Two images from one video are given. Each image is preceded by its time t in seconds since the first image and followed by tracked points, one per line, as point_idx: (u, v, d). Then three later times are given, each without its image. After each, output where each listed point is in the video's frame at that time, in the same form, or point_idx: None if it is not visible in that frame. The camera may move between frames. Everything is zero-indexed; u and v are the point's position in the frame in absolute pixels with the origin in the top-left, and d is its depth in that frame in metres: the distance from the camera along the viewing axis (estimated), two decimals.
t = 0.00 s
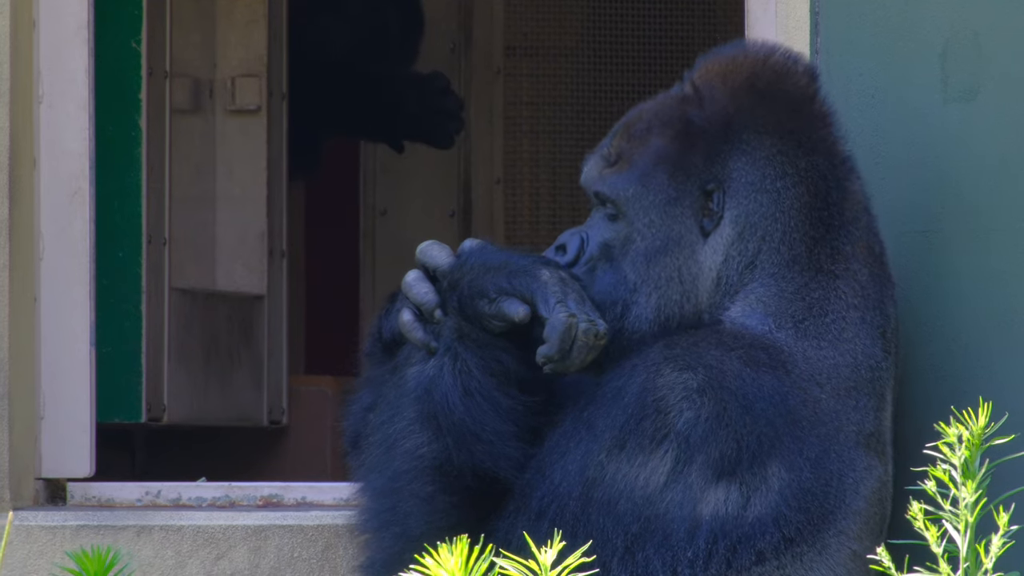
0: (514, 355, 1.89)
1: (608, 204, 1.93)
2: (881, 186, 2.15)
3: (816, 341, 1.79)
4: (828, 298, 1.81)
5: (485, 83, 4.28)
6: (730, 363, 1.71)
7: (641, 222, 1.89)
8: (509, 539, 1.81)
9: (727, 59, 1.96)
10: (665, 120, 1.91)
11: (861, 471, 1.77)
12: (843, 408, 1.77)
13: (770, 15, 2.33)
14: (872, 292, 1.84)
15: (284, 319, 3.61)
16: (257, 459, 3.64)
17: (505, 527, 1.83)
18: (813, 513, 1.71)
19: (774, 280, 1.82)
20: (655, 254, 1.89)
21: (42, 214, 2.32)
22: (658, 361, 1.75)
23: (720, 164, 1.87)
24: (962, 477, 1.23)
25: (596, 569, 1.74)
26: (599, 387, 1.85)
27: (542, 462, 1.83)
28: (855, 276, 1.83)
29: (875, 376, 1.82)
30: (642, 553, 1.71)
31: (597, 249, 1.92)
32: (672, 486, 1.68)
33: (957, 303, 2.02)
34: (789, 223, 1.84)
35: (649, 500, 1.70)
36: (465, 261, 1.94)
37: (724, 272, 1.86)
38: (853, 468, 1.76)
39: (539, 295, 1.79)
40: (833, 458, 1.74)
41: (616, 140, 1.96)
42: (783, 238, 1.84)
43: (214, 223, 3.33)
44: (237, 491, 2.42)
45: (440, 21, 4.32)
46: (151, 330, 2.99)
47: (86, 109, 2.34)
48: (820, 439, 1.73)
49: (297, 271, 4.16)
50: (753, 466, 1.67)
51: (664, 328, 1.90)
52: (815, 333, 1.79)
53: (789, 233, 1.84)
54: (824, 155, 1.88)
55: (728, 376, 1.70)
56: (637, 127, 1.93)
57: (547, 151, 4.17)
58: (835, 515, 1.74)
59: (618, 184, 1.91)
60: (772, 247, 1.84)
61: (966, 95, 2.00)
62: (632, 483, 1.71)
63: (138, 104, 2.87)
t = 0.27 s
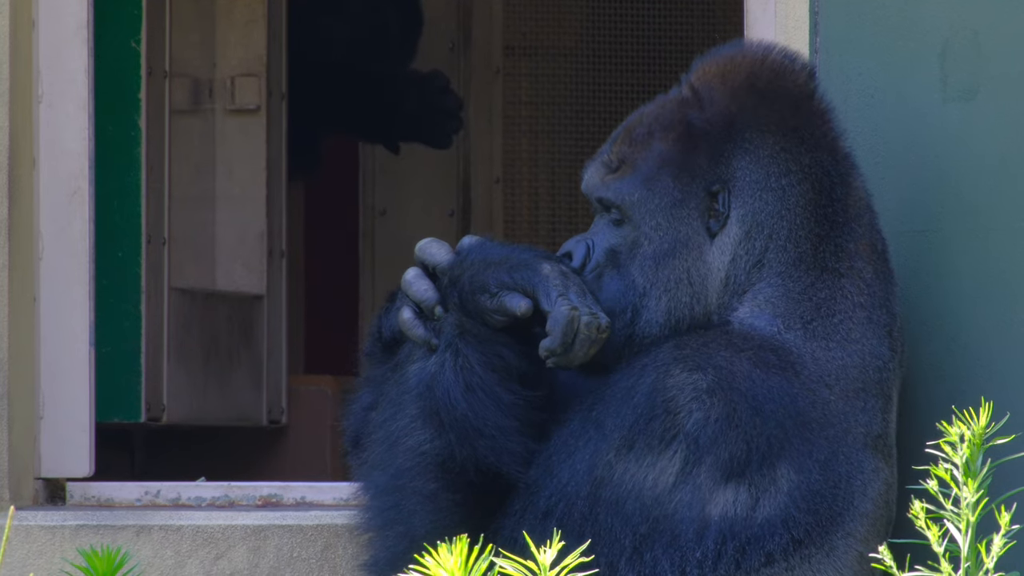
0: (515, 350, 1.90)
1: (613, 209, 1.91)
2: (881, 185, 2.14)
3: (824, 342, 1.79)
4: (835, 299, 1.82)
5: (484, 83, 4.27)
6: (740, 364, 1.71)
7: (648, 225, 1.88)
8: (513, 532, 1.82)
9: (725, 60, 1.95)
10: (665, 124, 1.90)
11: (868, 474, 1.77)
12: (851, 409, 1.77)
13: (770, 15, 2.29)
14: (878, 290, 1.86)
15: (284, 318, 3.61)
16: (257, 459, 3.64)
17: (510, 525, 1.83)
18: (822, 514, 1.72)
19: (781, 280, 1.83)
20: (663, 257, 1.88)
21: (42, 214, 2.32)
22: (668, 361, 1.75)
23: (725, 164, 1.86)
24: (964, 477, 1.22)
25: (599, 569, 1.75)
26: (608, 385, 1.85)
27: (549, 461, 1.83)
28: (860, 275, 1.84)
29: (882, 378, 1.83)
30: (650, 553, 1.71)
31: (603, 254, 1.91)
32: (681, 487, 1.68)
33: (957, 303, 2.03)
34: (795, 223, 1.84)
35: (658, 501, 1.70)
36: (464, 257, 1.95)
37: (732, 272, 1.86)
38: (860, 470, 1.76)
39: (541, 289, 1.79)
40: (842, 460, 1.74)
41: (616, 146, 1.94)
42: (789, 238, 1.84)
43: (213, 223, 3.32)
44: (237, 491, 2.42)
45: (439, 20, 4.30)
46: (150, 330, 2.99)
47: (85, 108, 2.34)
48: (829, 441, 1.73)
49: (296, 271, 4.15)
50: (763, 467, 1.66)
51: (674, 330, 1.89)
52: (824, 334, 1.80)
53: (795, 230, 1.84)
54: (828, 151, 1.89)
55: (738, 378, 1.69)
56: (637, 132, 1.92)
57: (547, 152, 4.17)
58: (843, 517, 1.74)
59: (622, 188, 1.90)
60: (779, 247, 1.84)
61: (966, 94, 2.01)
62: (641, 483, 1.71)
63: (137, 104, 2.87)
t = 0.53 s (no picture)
0: (511, 350, 1.90)
1: (610, 208, 1.92)
2: (880, 185, 2.13)
3: (823, 341, 1.79)
4: (833, 298, 1.81)
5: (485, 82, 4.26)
6: (739, 364, 1.71)
7: (643, 222, 1.88)
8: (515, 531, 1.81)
9: (724, 57, 1.96)
10: (662, 122, 1.90)
11: (867, 472, 1.77)
12: (849, 408, 1.77)
13: (770, 14, 2.29)
14: (876, 290, 1.85)
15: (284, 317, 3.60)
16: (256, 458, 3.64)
17: (509, 525, 1.82)
18: (820, 514, 1.72)
19: (778, 279, 1.82)
20: (658, 254, 1.88)
21: (42, 213, 2.32)
22: (666, 361, 1.75)
23: (720, 161, 1.87)
24: (960, 478, 1.22)
25: (599, 569, 1.74)
26: (607, 385, 1.85)
27: (548, 460, 1.83)
28: (858, 275, 1.84)
29: (881, 377, 1.83)
30: (649, 553, 1.71)
31: (600, 253, 1.91)
32: (680, 487, 1.68)
33: (956, 303, 2.03)
34: (791, 222, 1.84)
35: (656, 500, 1.70)
36: (462, 257, 1.95)
37: (727, 271, 1.86)
38: (859, 469, 1.76)
39: (538, 289, 1.79)
40: (841, 459, 1.74)
41: (614, 144, 1.95)
42: (786, 236, 1.84)
43: (213, 222, 3.33)
44: (237, 490, 2.42)
45: (439, 20, 4.28)
46: (150, 329, 2.98)
47: (85, 108, 2.34)
48: (827, 440, 1.73)
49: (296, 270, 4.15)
50: (761, 467, 1.67)
51: (669, 330, 1.89)
52: (822, 333, 1.80)
53: (791, 229, 1.84)
54: (824, 149, 1.89)
55: (737, 376, 1.69)
56: (634, 130, 1.93)
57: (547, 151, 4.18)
58: (842, 516, 1.74)
59: (618, 186, 1.90)
60: (775, 247, 1.84)
61: (965, 94, 2.02)
62: (640, 483, 1.71)
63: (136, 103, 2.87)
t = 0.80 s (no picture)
0: (523, 354, 1.86)
1: (610, 188, 1.94)
2: (878, 184, 2.10)
3: (817, 342, 1.79)
4: (829, 299, 1.81)
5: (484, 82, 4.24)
6: (733, 364, 1.71)
7: (642, 208, 1.90)
8: (513, 530, 1.81)
9: (744, 57, 1.94)
10: (676, 111, 1.90)
11: (862, 472, 1.77)
12: (843, 408, 1.77)
13: (769, 14, 2.24)
14: (874, 296, 1.85)
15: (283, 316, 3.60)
16: (255, 458, 3.64)
17: (504, 525, 1.83)
18: (814, 514, 1.72)
19: (774, 278, 1.83)
20: (653, 243, 1.90)
21: (41, 214, 2.32)
22: (659, 361, 1.75)
23: (726, 158, 1.86)
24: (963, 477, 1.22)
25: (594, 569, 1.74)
26: (597, 389, 1.84)
27: (543, 461, 1.82)
28: (858, 281, 1.84)
29: (876, 377, 1.83)
30: (642, 553, 1.71)
31: (595, 233, 1.93)
32: (674, 487, 1.68)
33: (955, 304, 2.03)
34: (791, 225, 1.84)
35: (650, 500, 1.70)
36: (478, 257, 1.93)
37: (722, 270, 1.86)
38: (854, 468, 1.76)
39: (549, 296, 1.77)
40: (835, 459, 1.74)
41: (625, 127, 1.96)
42: (784, 238, 1.84)
43: (212, 222, 3.33)
44: (236, 490, 2.42)
45: (439, 18, 4.29)
46: (149, 330, 2.98)
47: (83, 109, 2.34)
48: (821, 441, 1.73)
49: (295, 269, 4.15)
50: (755, 468, 1.67)
51: (655, 319, 1.91)
52: (816, 334, 1.80)
53: (792, 233, 1.84)
54: (833, 161, 1.87)
55: (730, 376, 1.69)
56: (647, 116, 1.93)
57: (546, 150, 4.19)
58: (836, 516, 1.74)
59: (623, 168, 1.92)
60: (772, 248, 1.84)
61: (964, 95, 2.04)
62: (633, 482, 1.71)
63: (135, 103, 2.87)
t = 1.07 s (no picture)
0: (534, 355, 1.86)
1: (618, 194, 1.91)
2: (877, 184, 2.10)
3: (819, 344, 1.79)
4: (832, 301, 1.82)
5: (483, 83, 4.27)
6: (734, 367, 1.72)
7: (655, 214, 1.87)
8: (511, 528, 1.83)
9: (744, 58, 1.96)
10: (678, 116, 1.90)
11: (862, 473, 1.77)
12: (845, 411, 1.77)
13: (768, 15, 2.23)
14: (875, 296, 1.86)
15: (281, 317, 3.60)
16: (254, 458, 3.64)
17: (504, 523, 1.84)
18: (815, 516, 1.71)
19: (779, 280, 1.83)
20: (666, 249, 1.88)
21: (39, 214, 2.32)
22: (661, 363, 1.76)
23: (737, 160, 1.87)
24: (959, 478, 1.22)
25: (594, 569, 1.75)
26: (599, 386, 1.83)
27: (543, 461, 1.82)
28: (859, 278, 1.85)
29: (876, 379, 1.83)
30: (642, 555, 1.71)
31: (606, 240, 1.90)
32: (674, 489, 1.68)
33: (954, 304, 2.04)
34: (801, 225, 1.85)
35: (650, 502, 1.70)
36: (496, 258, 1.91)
37: (732, 270, 1.86)
38: (855, 471, 1.76)
39: (564, 299, 1.76)
40: (835, 462, 1.74)
41: (627, 131, 1.94)
42: (793, 239, 1.85)
43: (211, 223, 3.32)
44: (235, 491, 2.42)
45: (438, 17, 4.29)
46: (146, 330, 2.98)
47: (82, 109, 2.34)
48: (822, 443, 1.73)
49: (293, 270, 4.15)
50: (756, 470, 1.67)
51: (670, 325, 1.88)
52: (819, 336, 1.80)
53: (799, 233, 1.85)
54: (839, 156, 1.89)
55: (732, 380, 1.70)
56: (650, 120, 1.92)
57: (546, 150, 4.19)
58: (837, 517, 1.74)
59: (632, 175, 1.89)
60: (782, 249, 1.84)
61: (963, 95, 2.04)
62: (634, 484, 1.71)
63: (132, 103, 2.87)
